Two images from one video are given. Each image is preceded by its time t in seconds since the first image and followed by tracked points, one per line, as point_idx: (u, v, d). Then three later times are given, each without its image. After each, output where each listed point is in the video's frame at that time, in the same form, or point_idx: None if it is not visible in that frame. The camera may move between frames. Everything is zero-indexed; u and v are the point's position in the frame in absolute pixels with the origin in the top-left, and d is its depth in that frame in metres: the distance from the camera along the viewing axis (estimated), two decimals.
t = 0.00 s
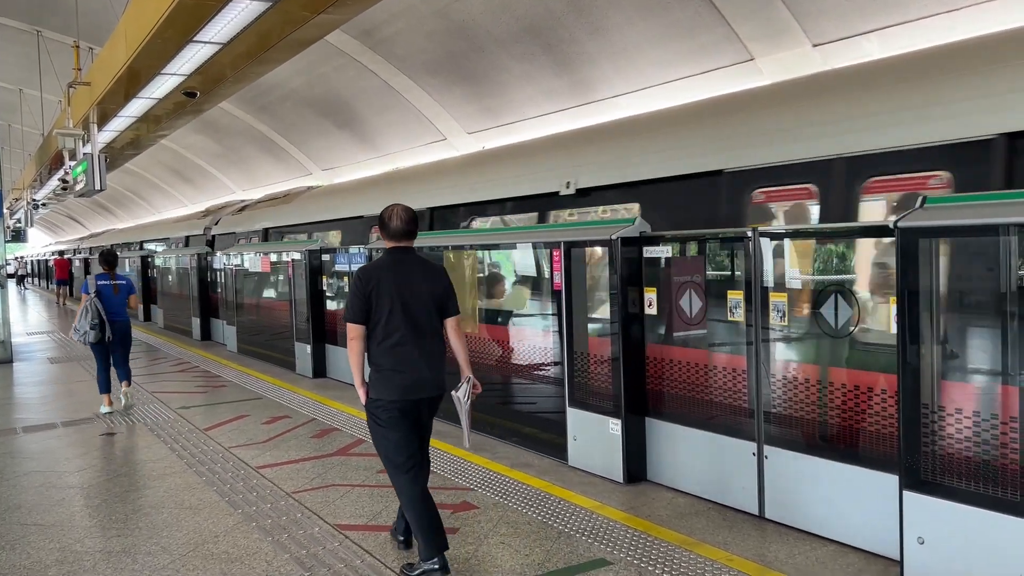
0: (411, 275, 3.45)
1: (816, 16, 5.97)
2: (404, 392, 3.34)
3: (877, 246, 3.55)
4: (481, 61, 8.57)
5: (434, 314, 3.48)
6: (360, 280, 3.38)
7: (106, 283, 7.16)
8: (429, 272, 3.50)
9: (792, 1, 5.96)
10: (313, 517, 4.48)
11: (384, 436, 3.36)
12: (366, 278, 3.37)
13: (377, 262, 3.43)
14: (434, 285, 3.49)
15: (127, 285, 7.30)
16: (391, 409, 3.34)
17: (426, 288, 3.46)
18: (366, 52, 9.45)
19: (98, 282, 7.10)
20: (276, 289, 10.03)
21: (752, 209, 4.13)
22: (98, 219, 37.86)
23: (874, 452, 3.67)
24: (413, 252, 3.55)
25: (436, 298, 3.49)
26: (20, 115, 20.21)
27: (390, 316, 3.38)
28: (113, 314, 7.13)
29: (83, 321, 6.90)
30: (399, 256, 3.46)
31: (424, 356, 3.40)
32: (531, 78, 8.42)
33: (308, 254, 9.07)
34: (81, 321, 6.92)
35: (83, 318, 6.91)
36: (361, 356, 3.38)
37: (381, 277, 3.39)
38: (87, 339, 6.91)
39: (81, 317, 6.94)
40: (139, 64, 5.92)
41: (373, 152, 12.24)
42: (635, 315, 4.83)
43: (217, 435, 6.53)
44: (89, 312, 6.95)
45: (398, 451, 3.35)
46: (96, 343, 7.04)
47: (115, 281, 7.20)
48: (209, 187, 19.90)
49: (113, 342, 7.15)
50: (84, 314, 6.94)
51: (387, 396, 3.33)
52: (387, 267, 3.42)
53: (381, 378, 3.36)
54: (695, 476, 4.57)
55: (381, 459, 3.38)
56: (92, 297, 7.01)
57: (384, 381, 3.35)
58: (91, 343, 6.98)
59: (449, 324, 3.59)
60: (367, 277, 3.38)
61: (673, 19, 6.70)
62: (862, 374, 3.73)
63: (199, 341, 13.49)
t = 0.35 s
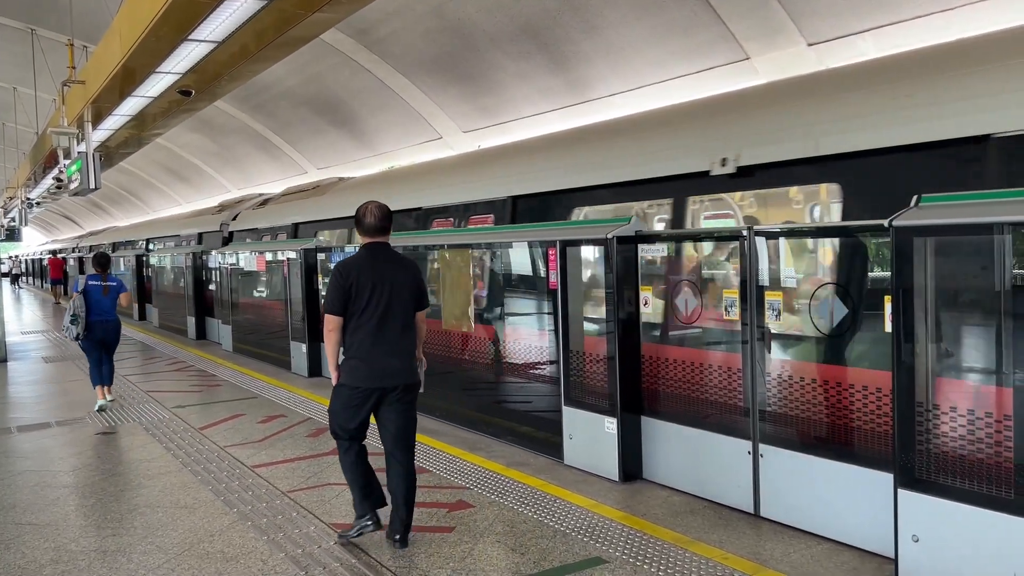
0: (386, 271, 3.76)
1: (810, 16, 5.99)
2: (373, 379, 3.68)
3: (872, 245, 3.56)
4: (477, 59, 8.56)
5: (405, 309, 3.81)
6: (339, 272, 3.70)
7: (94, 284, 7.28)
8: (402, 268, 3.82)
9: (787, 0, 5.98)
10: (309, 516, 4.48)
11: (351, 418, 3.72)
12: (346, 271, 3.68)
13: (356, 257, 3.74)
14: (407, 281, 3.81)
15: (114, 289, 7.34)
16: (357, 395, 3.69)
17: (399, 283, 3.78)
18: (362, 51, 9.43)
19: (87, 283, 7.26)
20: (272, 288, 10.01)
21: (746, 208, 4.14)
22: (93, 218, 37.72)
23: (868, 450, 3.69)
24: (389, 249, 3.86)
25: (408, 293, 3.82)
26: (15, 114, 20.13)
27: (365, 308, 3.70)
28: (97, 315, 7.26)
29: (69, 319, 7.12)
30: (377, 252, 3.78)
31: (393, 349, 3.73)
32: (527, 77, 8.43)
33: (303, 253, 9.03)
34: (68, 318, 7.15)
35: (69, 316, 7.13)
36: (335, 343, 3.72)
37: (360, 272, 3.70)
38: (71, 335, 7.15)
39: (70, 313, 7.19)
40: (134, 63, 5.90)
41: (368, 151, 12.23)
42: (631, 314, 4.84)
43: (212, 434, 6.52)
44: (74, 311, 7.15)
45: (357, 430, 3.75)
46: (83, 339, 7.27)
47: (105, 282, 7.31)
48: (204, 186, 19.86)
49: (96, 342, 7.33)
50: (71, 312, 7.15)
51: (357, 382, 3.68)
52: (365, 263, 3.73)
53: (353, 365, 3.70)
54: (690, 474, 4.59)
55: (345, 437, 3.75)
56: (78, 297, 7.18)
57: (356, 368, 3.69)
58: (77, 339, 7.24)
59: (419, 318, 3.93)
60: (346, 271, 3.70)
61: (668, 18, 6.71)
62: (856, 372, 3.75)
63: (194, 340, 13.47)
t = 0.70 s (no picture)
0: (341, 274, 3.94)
1: (803, 16, 6.01)
2: (331, 377, 3.89)
3: (865, 245, 3.54)
4: (471, 58, 8.56)
5: (360, 309, 3.99)
6: (296, 277, 3.88)
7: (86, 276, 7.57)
8: (357, 271, 3.99)
9: None
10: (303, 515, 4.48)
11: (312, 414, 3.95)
12: (302, 278, 3.87)
13: (311, 262, 3.92)
14: (361, 281, 3.99)
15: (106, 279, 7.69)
16: (317, 392, 3.91)
17: (353, 285, 3.96)
18: (356, 49, 9.42)
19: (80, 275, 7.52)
20: (266, 287, 10.00)
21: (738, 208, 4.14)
22: (86, 217, 37.55)
23: (861, 449, 3.71)
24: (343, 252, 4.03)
25: (364, 293, 4.00)
26: (7, 112, 20.03)
27: (321, 311, 3.90)
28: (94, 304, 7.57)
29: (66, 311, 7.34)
30: (331, 256, 3.95)
31: (349, 347, 3.92)
32: (522, 76, 8.43)
33: (297, 252, 9.03)
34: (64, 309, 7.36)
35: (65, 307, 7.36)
36: (296, 344, 3.92)
37: (314, 277, 3.88)
38: (69, 325, 7.37)
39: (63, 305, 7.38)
40: (127, 62, 5.88)
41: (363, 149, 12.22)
42: (625, 313, 4.86)
43: (206, 433, 6.51)
44: (72, 301, 7.39)
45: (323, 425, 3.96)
46: (77, 330, 7.49)
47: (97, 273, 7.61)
48: (198, 185, 19.81)
49: (91, 330, 7.60)
50: (67, 303, 7.38)
51: (316, 381, 3.89)
52: (319, 268, 3.91)
53: (312, 364, 3.91)
54: (685, 473, 4.61)
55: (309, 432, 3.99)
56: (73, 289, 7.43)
57: (314, 367, 3.90)
58: (72, 329, 7.44)
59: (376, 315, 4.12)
60: (301, 276, 3.88)
61: (663, 18, 6.73)
62: (849, 371, 3.78)
63: (188, 339, 13.44)
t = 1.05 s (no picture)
0: (303, 269, 4.12)
1: (795, 16, 6.05)
2: (297, 368, 4.05)
3: (857, 244, 3.61)
4: (464, 57, 8.56)
5: (323, 302, 4.16)
6: (260, 274, 4.07)
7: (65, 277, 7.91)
8: (319, 265, 4.18)
9: None
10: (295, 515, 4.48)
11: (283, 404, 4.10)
12: (264, 273, 4.05)
13: (274, 258, 4.11)
14: (323, 276, 4.17)
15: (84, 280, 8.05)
16: (285, 383, 4.06)
17: (316, 279, 4.14)
18: (348, 48, 9.40)
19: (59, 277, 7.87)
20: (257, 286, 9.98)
21: (729, 207, 4.15)
22: (76, 216, 37.30)
23: (852, 447, 3.74)
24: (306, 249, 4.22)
25: (326, 287, 4.17)
26: None
27: (285, 304, 4.07)
28: (73, 306, 7.98)
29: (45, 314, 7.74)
30: (293, 252, 4.14)
31: (313, 338, 4.09)
32: (514, 75, 8.44)
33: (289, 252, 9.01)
34: (44, 311, 7.76)
35: (45, 310, 7.74)
36: (262, 338, 4.08)
37: (276, 272, 4.07)
38: (49, 326, 7.80)
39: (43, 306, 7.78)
40: (118, 60, 5.86)
41: (355, 148, 12.20)
42: (618, 312, 4.88)
43: (196, 433, 6.48)
44: (51, 304, 7.78)
45: (295, 417, 4.11)
46: (58, 328, 7.95)
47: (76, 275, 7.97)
48: (189, 183, 19.72)
49: (71, 329, 8.06)
50: (47, 305, 7.76)
51: (283, 372, 4.05)
52: (282, 264, 4.09)
53: (280, 357, 4.07)
54: (677, 472, 4.63)
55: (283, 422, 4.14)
56: (53, 292, 7.80)
57: (281, 359, 4.06)
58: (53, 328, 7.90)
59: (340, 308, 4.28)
60: (264, 272, 4.07)
61: (655, 17, 6.75)
62: (841, 370, 3.80)
63: (179, 338, 13.39)
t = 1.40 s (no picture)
0: (286, 270, 4.16)
1: (784, 15, 6.07)
2: (274, 367, 4.07)
3: (846, 243, 3.59)
4: (455, 56, 8.56)
5: (303, 304, 4.22)
6: (243, 271, 4.06)
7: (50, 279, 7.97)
8: (301, 267, 4.23)
9: None
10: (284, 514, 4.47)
11: (255, 401, 4.10)
12: (247, 270, 4.05)
13: (259, 257, 4.12)
14: (304, 278, 4.22)
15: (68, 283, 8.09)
16: (261, 381, 4.07)
17: (297, 281, 4.18)
18: (338, 46, 9.38)
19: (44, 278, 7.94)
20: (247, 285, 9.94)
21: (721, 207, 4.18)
22: (65, 214, 37.01)
23: (841, 446, 3.77)
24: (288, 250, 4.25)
25: (306, 289, 4.22)
26: None
27: (267, 303, 4.08)
28: (54, 307, 8.03)
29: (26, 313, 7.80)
30: (277, 252, 4.17)
31: (291, 338, 4.12)
32: (505, 73, 8.44)
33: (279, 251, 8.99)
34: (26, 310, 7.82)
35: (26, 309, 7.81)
36: (240, 335, 4.07)
37: (260, 271, 4.08)
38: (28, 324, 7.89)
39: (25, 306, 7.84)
40: (106, 57, 5.82)
41: (346, 147, 12.17)
42: (608, 311, 4.89)
43: (186, 433, 6.46)
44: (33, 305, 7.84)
45: (267, 416, 4.11)
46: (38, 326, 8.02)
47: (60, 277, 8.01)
48: (178, 182, 19.62)
49: (51, 329, 8.12)
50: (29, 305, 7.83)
51: (260, 370, 4.05)
52: (266, 263, 4.12)
53: (257, 354, 4.07)
54: (667, 471, 4.65)
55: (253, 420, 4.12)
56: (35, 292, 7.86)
57: (258, 357, 4.07)
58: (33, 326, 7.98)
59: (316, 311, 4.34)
60: (247, 270, 4.07)
61: (645, 16, 6.77)
62: (829, 370, 3.82)
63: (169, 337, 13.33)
